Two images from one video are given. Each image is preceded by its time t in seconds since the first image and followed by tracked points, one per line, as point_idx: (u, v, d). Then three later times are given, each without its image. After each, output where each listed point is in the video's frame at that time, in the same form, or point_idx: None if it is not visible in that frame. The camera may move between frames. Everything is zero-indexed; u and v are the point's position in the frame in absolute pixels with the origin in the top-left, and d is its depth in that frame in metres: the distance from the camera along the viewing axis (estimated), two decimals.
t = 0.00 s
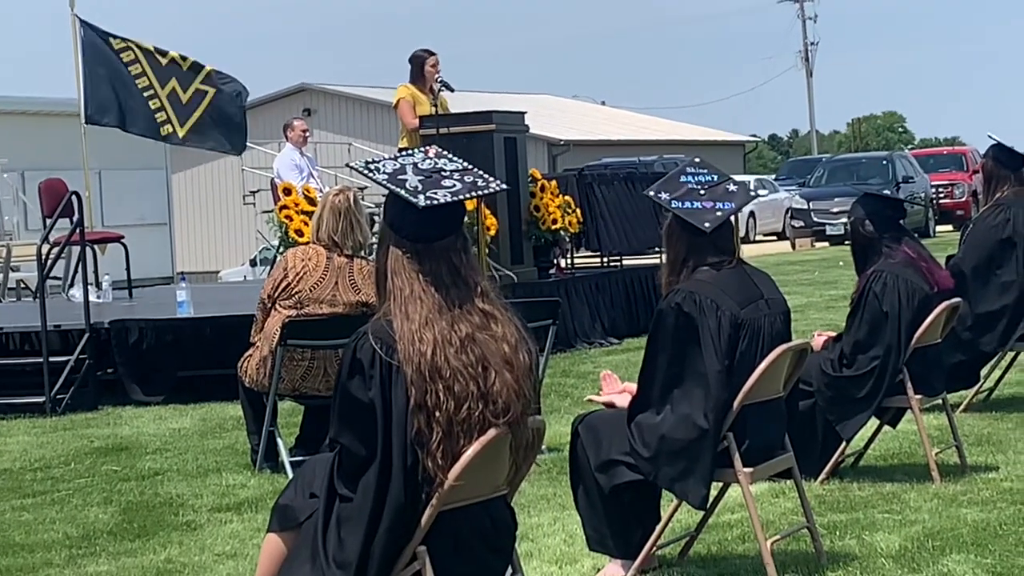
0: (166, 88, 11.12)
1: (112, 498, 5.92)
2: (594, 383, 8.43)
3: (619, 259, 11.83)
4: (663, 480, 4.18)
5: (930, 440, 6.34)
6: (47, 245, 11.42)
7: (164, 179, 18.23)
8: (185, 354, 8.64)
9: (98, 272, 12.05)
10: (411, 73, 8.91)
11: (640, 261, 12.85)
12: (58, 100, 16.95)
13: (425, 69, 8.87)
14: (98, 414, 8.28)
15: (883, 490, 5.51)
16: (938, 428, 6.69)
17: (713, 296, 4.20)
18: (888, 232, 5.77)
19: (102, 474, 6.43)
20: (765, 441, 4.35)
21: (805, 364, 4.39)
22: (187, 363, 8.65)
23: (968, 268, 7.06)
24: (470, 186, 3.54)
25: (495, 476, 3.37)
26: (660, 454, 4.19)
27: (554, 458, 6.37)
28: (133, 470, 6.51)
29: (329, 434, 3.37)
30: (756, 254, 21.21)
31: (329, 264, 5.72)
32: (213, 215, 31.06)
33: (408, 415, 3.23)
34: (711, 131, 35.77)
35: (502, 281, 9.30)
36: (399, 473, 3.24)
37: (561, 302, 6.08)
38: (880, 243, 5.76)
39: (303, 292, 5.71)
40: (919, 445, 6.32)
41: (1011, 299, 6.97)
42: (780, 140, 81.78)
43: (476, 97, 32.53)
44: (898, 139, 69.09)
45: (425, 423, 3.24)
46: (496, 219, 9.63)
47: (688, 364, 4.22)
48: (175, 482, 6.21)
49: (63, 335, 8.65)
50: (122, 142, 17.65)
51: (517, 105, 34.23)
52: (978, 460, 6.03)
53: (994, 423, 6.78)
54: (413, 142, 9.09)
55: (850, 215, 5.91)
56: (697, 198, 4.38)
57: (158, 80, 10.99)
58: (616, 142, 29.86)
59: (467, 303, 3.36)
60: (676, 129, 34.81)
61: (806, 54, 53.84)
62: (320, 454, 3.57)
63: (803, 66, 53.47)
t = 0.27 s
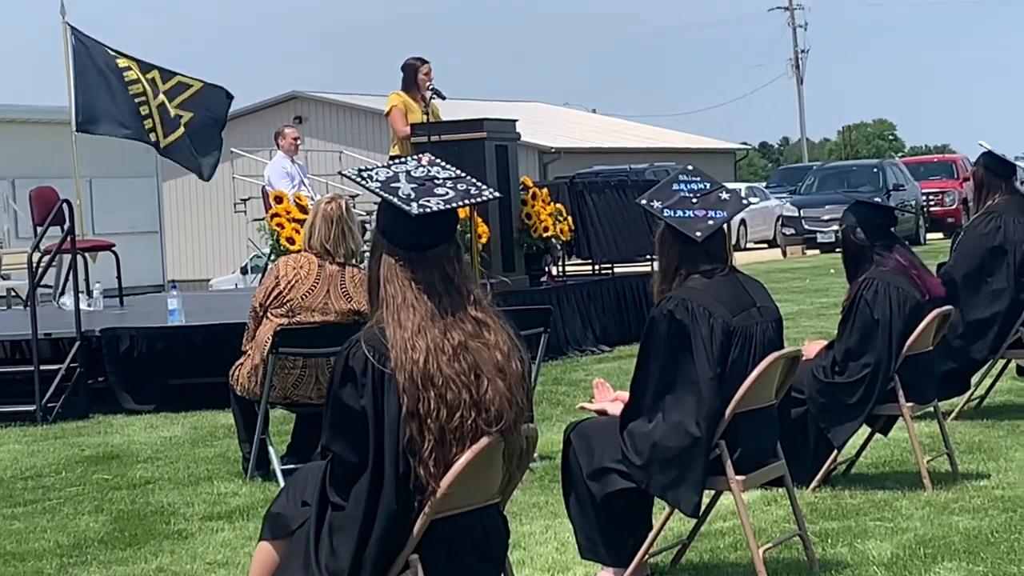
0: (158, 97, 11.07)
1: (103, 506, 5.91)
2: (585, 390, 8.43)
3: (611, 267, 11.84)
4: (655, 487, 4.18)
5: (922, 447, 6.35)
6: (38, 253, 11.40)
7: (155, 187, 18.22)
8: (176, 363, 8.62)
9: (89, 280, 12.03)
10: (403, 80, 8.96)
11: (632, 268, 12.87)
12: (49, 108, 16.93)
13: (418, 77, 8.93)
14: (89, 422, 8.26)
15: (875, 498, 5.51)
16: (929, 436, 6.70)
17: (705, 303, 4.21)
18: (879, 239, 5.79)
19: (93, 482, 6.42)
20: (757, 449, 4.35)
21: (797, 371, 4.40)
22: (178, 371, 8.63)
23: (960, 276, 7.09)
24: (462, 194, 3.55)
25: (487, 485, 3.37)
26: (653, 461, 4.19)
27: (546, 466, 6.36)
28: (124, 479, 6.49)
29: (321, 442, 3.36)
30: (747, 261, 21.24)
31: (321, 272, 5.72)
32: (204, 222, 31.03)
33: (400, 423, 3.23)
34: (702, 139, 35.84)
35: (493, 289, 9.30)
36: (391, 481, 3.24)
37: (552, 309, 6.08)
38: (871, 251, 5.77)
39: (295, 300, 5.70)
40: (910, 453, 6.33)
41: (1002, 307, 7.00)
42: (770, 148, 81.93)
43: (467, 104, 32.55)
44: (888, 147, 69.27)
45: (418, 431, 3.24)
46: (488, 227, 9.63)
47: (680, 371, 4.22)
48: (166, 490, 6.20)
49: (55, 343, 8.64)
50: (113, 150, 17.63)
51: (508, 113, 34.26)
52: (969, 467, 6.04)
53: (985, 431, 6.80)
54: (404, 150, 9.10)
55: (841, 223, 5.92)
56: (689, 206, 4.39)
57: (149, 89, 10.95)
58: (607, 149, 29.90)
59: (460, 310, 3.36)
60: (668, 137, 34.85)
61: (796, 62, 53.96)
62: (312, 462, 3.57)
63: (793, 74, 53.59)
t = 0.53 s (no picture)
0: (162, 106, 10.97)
1: (97, 520, 5.89)
2: (580, 405, 8.42)
3: (606, 281, 11.83)
4: (650, 502, 4.18)
5: (917, 462, 6.35)
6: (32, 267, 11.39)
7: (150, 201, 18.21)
8: (171, 376, 8.61)
9: (83, 293, 12.01)
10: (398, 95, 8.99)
11: (626, 283, 12.87)
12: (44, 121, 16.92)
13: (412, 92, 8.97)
14: (83, 436, 8.24)
15: (870, 513, 5.51)
16: (924, 451, 6.70)
17: (700, 317, 4.21)
18: (875, 254, 5.79)
19: (87, 496, 6.40)
20: (753, 464, 4.35)
21: (793, 386, 4.40)
22: (173, 384, 8.62)
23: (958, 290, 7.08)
24: (457, 209, 3.55)
25: (482, 499, 3.37)
26: (648, 476, 4.19)
27: (541, 480, 6.36)
28: (118, 492, 6.48)
29: (316, 457, 3.36)
30: (741, 276, 21.24)
31: (316, 286, 5.72)
32: (199, 235, 31.01)
33: (395, 438, 3.23)
34: (698, 153, 35.88)
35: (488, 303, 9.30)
36: (386, 496, 3.24)
37: (547, 324, 6.08)
38: (866, 266, 5.77)
39: (290, 314, 5.70)
40: (905, 468, 6.33)
41: (1001, 322, 7.00)
42: (765, 162, 82.06)
43: (463, 118, 32.58)
44: (883, 162, 69.38)
45: (413, 445, 3.23)
46: (483, 241, 9.63)
47: (675, 386, 4.22)
48: (160, 504, 6.18)
49: (49, 357, 8.63)
50: (108, 163, 17.61)
51: (503, 127, 34.30)
52: (964, 482, 6.04)
53: (980, 446, 6.80)
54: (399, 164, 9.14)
55: (837, 238, 5.94)
56: (684, 222, 4.40)
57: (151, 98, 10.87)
58: (602, 163, 29.93)
59: (455, 325, 3.36)
60: (663, 151, 34.88)
61: (791, 76, 54.08)
62: (308, 476, 3.56)
63: (788, 88, 53.69)
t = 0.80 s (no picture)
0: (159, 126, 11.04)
1: (96, 540, 5.89)
2: (578, 425, 8.42)
3: (604, 301, 11.85)
4: (648, 523, 4.18)
5: (916, 483, 6.35)
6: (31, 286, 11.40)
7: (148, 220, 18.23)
8: (169, 396, 8.61)
9: (82, 313, 12.01)
10: (395, 113, 9.01)
11: (624, 303, 12.88)
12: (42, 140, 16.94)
13: (408, 110, 8.97)
14: (82, 456, 8.23)
15: (869, 533, 5.51)
16: (923, 472, 6.70)
17: (699, 337, 4.21)
18: (872, 274, 5.80)
19: (85, 516, 6.40)
20: (752, 485, 4.35)
21: (791, 407, 4.40)
22: (171, 404, 8.62)
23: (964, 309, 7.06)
24: (455, 229, 3.56)
25: (480, 519, 3.36)
26: (646, 497, 4.19)
27: (539, 500, 6.35)
28: (117, 512, 6.47)
29: (314, 477, 3.36)
30: (739, 296, 21.25)
31: (314, 305, 5.72)
32: (197, 255, 31.01)
33: (394, 458, 3.23)
34: (696, 173, 35.93)
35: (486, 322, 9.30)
36: (385, 516, 3.24)
37: (545, 344, 6.07)
38: (864, 286, 5.78)
39: (289, 334, 5.70)
40: (904, 488, 6.33)
41: (1007, 342, 6.98)
42: (763, 182, 82.19)
43: (461, 139, 32.64)
44: (880, 182, 69.49)
45: (412, 465, 3.24)
46: (481, 261, 9.64)
47: (673, 406, 4.22)
48: (159, 524, 6.18)
49: (47, 377, 8.63)
50: (106, 183, 17.62)
51: (501, 147, 34.36)
52: (963, 503, 6.04)
53: (979, 467, 6.80)
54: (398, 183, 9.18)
55: (834, 258, 5.95)
56: (683, 242, 4.41)
57: (147, 120, 10.93)
58: (601, 183, 29.97)
59: (454, 345, 3.37)
60: (661, 171, 34.93)
61: (789, 96, 54.20)
62: (306, 497, 3.56)
63: (785, 108, 53.77)
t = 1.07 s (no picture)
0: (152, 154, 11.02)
1: (94, 565, 5.88)
2: (578, 448, 8.41)
3: (603, 324, 11.84)
4: (647, 546, 4.18)
5: (915, 506, 6.35)
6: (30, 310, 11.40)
7: (147, 245, 18.24)
8: (167, 421, 8.60)
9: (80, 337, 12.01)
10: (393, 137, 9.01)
11: (624, 326, 12.88)
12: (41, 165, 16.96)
13: (406, 133, 8.96)
14: (80, 481, 8.22)
15: (868, 556, 5.50)
16: (921, 494, 6.70)
17: (697, 360, 4.21)
18: (870, 296, 5.81)
19: (84, 541, 6.38)
20: (750, 508, 4.35)
21: (789, 429, 4.40)
22: (170, 429, 8.62)
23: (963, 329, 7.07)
24: (452, 253, 3.58)
25: (478, 543, 3.36)
26: (645, 520, 4.19)
27: (538, 524, 6.34)
28: (115, 537, 6.46)
29: (312, 502, 3.37)
30: (739, 318, 21.25)
31: (313, 329, 5.72)
32: (196, 279, 31.01)
33: (391, 482, 3.23)
34: (695, 196, 35.98)
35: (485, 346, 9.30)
36: (383, 541, 3.24)
37: (542, 367, 6.05)
38: (862, 308, 5.79)
39: (287, 358, 5.70)
40: (903, 511, 6.32)
41: (1006, 364, 6.99)
42: (762, 204, 82.28)
43: (460, 162, 32.70)
44: (879, 204, 69.57)
45: (410, 490, 3.24)
46: (480, 283, 9.64)
47: (671, 429, 4.22)
48: (157, 549, 6.16)
49: (46, 402, 8.63)
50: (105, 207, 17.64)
51: (501, 170, 34.41)
52: (962, 526, 6.03)
53: (978, 489, 6.79)
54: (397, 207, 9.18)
55: (832, 281, 5.96)
56: (681, 265, 4.41)
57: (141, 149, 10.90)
58: (600, 206, 30.00)
59: (451, 369, 3.37)
60: (660, 194, 34.97)
61: (788, 119, 54.30)
62: (304, 521, 3.56)
63: (784, 130, 53.89)
